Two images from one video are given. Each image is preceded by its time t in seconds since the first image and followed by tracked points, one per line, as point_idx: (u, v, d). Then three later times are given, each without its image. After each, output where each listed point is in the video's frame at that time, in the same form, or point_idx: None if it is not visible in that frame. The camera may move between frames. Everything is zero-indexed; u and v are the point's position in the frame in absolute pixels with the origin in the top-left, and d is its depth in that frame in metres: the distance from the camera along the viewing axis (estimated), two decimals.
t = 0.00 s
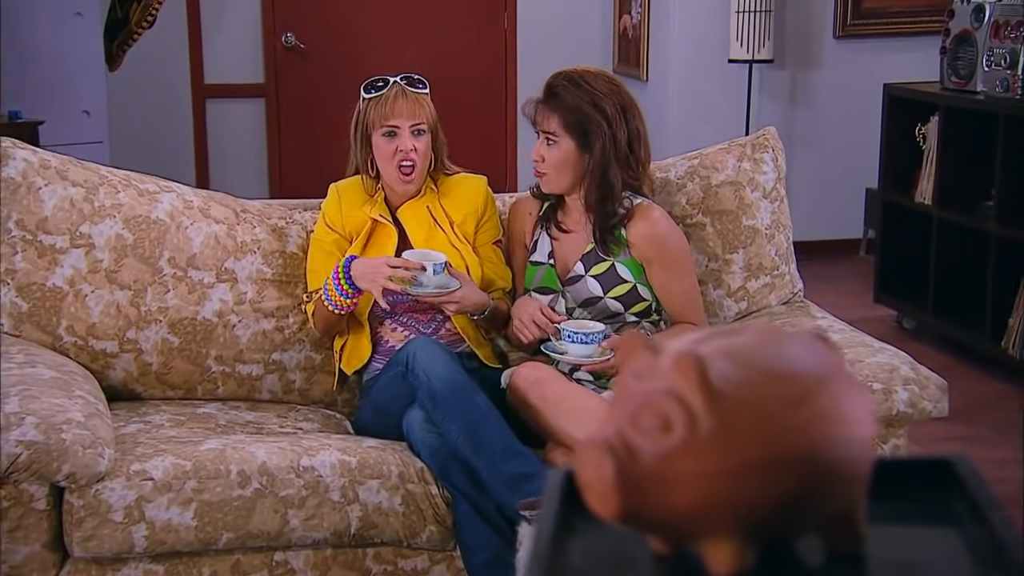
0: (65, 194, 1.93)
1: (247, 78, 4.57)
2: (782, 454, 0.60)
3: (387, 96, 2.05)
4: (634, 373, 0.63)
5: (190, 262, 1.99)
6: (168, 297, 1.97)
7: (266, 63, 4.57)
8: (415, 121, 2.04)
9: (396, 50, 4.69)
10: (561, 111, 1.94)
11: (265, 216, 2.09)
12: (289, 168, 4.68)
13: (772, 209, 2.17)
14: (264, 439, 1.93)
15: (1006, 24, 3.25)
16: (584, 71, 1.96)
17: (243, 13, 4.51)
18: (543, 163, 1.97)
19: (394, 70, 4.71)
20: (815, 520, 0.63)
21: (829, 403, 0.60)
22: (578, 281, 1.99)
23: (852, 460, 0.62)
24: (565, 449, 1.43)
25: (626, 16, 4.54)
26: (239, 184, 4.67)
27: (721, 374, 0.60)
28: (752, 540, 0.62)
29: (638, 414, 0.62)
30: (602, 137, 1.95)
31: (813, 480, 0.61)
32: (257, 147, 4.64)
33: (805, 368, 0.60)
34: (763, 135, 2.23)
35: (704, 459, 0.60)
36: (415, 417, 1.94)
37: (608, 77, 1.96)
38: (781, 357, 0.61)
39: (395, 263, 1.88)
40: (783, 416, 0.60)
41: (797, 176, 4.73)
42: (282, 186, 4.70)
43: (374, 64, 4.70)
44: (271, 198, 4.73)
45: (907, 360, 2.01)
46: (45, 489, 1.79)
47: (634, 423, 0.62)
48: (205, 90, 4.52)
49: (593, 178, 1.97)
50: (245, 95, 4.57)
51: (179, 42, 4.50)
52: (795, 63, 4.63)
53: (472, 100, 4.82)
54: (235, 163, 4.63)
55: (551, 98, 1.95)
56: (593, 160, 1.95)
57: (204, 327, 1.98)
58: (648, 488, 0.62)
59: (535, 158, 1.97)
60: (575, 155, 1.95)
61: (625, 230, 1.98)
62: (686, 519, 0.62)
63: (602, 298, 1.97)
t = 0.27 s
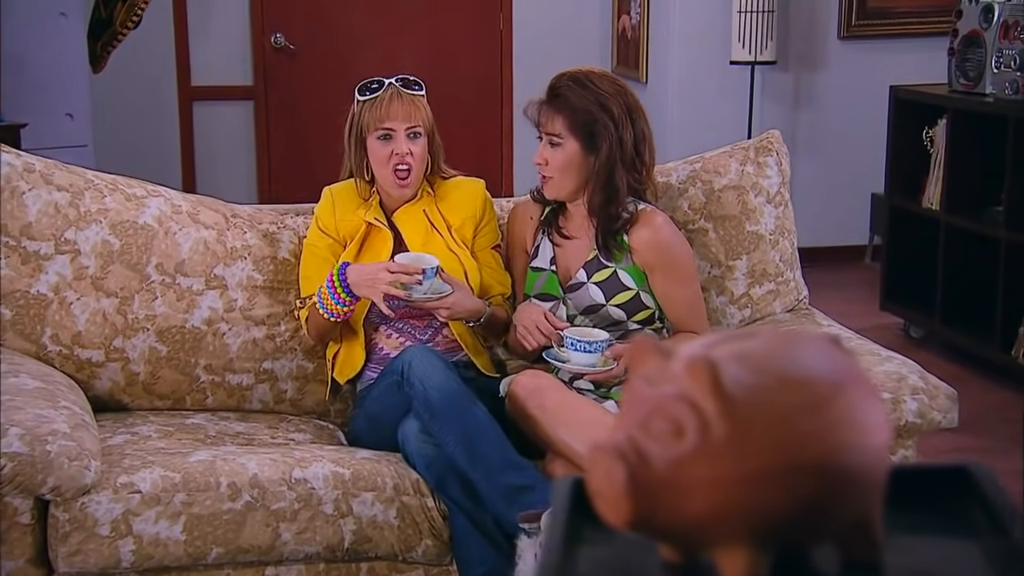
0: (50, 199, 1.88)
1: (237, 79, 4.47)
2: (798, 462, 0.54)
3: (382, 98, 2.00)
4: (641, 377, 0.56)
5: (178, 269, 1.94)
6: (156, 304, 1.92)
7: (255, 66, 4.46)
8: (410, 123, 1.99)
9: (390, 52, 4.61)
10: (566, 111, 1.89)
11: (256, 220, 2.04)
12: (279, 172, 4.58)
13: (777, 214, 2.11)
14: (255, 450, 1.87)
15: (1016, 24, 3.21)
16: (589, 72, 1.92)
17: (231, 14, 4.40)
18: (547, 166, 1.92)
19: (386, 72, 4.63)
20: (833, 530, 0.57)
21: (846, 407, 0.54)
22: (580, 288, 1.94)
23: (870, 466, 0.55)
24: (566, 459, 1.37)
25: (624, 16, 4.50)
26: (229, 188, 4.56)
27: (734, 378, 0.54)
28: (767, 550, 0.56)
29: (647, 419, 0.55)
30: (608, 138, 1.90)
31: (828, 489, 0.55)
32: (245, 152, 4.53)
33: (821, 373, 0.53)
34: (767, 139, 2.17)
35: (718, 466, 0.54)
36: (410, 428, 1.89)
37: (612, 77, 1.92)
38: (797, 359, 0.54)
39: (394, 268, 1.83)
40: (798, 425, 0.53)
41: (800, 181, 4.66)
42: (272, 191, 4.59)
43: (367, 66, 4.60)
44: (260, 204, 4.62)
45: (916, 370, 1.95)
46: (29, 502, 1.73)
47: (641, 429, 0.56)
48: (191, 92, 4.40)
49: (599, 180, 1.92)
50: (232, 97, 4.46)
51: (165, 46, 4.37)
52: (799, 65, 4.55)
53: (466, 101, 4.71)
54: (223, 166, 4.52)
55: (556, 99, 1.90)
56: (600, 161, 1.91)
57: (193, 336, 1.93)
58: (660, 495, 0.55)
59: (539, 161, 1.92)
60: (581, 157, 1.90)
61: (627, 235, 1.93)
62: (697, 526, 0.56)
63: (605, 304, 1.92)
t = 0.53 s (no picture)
0: (37, 204, 1.83)
1: (228, 82, 4.39)
2: (815, 466, 0.51)
3: (379, 100, 1.96)
4: (654, 382, 0.54)
5: (169, 276, 1.89)
6: (146, 312, 1.87)
7: (245, 69, 4.38)
8: (407, 126, 1.95)
9: (385, 54, 4.52)
10: (572, 114, 1.85)
11: (247, 226, 1.99)
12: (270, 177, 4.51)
13: (781, 220, 2.05)
14: (247, 462, 1.81)
15: None
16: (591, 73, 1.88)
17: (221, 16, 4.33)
18: (552, 172, 1.87)
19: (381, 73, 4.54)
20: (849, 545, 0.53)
21: (863, 412, 0.51)
22: (578, 294, 1.90)
23: (890, 474, 0.53)
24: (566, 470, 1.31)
25: (626, 17, 4.36)
26: (219, 193, 4.48)
27: (749, 382, 0.52)
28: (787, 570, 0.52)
29: (660, 424, 0.53)
30: (620, 138, 1.86)
31: (846, 497, 0.52)
32: (235, 156, 4.45)
33: (836, 378, 0.51)
34: (771, 142, 2.11)
35: (733, 473, 0.51)
36: (407, 439, 1.84)
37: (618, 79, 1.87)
38: (813, 361, 0.52)
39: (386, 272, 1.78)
40: (815, 428, 0.51)
41: (807, 186, 4.56)
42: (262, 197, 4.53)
43: (362, 68, 4.52)
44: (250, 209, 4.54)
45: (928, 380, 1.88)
46: (14, 517, 1.67)
47: (652, 434, 0.53)
48: (181, 95, 4.33)
49: (609, 183, 1.87)
50: (223, 100, 4.38)
51: (154, 50, 4.29)
52: (804, 66, 4.45)
53: (462, 103, 4.63)
54: (212, 169, 4.44)
55: (558, 102, 1.86)
56: (611, 164, 1.87)
57: (184, 344, 1.88)
58: (672, 504, 0.52)
59: (543, 167, 1.87)
60: (589, 160, 1.87)
61: (628, 240, 1.89)
62: (713, 536, 0.52)
63: (604, 311, 1.88)
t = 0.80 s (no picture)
0: (20, 208, 1.78)
1: (215, 85, 4.32)
2: (827, 470, 0.49)
3: (372, 102, 1.91)
4: (660, 385, 0.53)
5: (156, 282, 1.84)
6: (133, 319, 1.82)
7: (233, 72, 4.31)
8: (401, 128, 1.90)
9: (378, 54, 4.46)
10: (571, 117, 1.80)
11: (237, 231, 1.95)
12: (258, 182, 4.45)
13: (784, 224, 1.99)
14: (237, 473, 1.76)
15: None
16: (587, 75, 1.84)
17: (209, 17, 4.25)
18: (551, 176, 1.82)
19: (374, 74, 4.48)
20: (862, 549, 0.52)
21: (874, 414, 0.50)
22: (573, 302, 1.86)
23: (903, 477, 0.51)
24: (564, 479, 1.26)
25: (625, 17, 4.29)
26: (205, 196, 4.41)
27: (757, 384, 0.50)
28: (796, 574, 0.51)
29: (666, 428, 0.51)
30: (622, 140, 1.82)
31: (859, 502, 0.50)
32: (223, 159, 4.38)
33: (847, 379, 0.50)
34: (773, 145, 2.05)
35: (741, 478, 0.49)
36: (402, 449, 1.79)
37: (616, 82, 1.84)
38: (823, 363, 0.50)
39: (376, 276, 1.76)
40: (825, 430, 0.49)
41: (810, 189, 4.50)
42: (251, 202, 4.46)
43: (355, 69, 4.45)
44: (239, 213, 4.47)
45: (937, 389, 1.82)
46: None
47: (658, 438, 0.51)
48: (167, 97, 4.26)
49: (610, 187, 1.83)
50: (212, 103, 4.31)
51: (140, 53, 4.23)
52: (806, 68, 4.39)
53: (458, 104, 4.57)
54: (198, 172, 4.37)
55: (556, 105, 1.81)
56: (613, 167, 1.83)
57: (171, 353, 1.83)
58: (679, 508, 0.50)
59: (541, 172, 1.83)
60: (589, 163, 1.82)
61: (624, 244, 1.84)
62: (721, 541, 0.50)
63: (601, 319, 1.84)
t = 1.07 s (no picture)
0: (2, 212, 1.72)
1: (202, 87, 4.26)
2: (833, 474, 0.48)
3: (367, 104, 1.85)
4: (667, 385, 0.51)
5: (143, 288, 1.79)
6: (120, 327, 1.77)
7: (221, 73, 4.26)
8: (396, 131, 1.84)
9: (370, 55, 4.42)
10: (574, 119, 1.73)
11: (226, 235, 1.90)
12: (246, 186, 4.39)
13: (789, 229, 1.93)
14: (226, 485, 1.70)
15: None
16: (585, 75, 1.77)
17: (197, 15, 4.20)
18: (552, 181, 1.75)
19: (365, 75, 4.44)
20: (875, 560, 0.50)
21: (883, 417, 0.48)
22: (570, 311, 1.82)
23: (917, 479, 0.49)
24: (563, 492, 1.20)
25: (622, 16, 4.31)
26: (190, 199, 4.34)
27: (766, 385, 0.49)
28: None
29: (671, 430, 0.50)
30: (624, 142, 1.76)
31: (870, 504, 0.49)
32: (210, 162, 4.31)
33: (856, 379, 0.48)
34: (778, 146, 1.99)
35: (748, 482, 0.49)
36: (396, 459, 1.74)
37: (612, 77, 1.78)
38: (832, 364, 0.49)
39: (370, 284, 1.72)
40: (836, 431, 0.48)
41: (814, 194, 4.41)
42: (239, 206, 4.40)
43: (346, 70, 4.41)
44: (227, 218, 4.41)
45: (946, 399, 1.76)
46: None
47: (664, 441, 0.50)
48: (153, 99, 4.18)
49: (612, 190, 1.78)
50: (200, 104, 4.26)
51: (124, 54, 4.17)
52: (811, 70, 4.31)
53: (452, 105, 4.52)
54: (184, 176, 4.30)
55: (557, 108, 1.73)
56: (615, 170, 1.77)
57: (158, 361, 1.78)
58: (686, 512, 0.50)
59: (542, 176, 1.75)
60: (591, 167, 1.75)
61: (621, 249, 1.81)
62: (729, 547, 0.50)
63: (599, 328, 1.81)
